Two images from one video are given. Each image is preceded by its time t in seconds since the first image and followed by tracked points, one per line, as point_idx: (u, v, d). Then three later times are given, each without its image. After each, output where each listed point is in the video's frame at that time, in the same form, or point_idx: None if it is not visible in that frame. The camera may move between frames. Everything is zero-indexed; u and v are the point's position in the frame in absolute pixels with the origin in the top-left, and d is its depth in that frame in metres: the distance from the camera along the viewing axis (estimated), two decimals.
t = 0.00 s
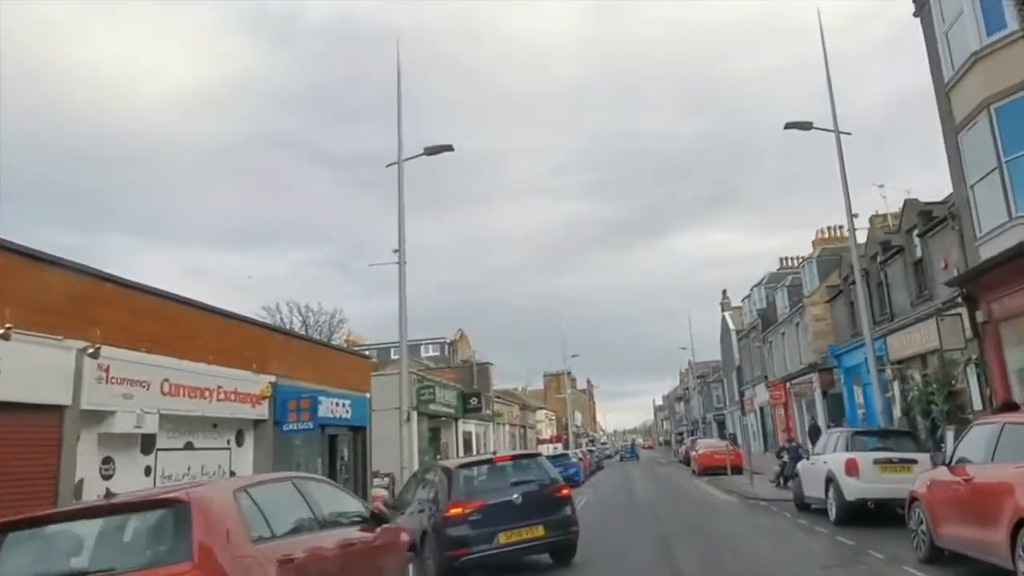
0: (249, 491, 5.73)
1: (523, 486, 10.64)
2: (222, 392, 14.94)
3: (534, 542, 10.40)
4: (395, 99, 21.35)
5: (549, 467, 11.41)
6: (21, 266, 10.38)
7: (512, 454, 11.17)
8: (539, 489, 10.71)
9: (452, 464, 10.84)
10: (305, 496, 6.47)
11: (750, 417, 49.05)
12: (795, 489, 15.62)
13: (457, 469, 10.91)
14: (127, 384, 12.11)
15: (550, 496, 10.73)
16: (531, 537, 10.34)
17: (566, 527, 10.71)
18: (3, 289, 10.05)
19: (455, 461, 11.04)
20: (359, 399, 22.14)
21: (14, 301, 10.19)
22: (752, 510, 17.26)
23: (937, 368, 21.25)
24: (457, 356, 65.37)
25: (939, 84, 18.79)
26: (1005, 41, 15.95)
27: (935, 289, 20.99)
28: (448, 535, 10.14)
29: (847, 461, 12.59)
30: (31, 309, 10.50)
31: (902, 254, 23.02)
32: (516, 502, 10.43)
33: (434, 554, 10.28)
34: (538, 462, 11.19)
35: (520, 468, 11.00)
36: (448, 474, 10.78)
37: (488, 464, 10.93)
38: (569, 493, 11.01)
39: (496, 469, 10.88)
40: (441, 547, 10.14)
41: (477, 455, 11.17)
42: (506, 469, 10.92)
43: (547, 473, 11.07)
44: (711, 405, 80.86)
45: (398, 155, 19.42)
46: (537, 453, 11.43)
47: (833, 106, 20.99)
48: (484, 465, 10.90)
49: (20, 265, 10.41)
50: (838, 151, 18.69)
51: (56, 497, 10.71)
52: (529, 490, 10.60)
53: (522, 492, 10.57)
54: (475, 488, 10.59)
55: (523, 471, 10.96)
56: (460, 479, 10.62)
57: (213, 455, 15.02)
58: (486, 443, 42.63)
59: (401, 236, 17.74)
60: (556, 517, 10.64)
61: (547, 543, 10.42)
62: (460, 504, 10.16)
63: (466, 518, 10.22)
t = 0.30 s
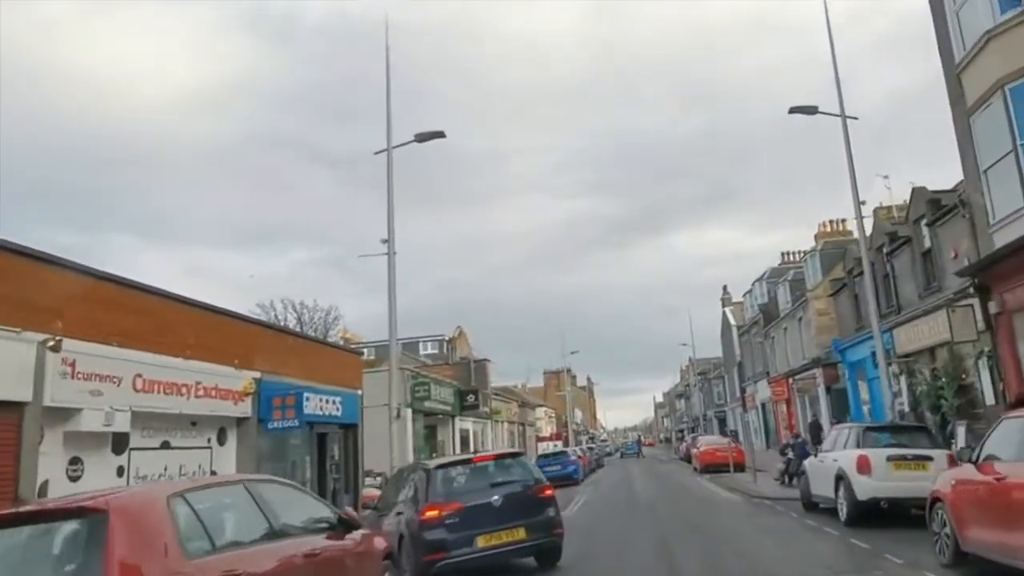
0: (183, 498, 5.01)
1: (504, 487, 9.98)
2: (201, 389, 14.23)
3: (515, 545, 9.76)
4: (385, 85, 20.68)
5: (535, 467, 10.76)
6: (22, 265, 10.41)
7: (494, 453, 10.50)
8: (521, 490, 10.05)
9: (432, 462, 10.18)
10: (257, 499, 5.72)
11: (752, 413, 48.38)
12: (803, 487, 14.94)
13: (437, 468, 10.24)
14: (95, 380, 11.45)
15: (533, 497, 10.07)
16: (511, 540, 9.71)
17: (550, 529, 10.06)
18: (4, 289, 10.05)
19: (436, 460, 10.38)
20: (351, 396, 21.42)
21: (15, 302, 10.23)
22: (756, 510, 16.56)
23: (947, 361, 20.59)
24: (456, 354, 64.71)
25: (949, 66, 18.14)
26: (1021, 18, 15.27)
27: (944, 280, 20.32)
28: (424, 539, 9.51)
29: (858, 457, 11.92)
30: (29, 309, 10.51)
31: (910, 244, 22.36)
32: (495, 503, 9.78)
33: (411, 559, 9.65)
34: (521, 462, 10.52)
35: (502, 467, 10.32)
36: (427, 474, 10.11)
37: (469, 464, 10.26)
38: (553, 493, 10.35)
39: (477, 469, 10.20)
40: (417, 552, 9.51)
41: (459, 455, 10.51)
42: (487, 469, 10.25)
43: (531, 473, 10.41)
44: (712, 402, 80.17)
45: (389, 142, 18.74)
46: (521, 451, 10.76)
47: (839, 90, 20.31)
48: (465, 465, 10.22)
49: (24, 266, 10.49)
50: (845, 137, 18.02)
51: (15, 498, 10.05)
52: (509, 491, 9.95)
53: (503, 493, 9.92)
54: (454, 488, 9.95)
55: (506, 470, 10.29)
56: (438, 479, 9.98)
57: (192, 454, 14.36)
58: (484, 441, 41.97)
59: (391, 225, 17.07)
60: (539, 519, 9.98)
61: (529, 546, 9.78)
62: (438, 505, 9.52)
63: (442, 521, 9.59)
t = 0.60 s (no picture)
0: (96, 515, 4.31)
1: (486, 488, 9.44)
2: (183, 385, 13.67)
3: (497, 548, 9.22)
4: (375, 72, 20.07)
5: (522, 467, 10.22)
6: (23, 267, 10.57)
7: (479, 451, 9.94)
8: (505, 490, 9.49)
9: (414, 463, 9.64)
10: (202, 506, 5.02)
11: (753, 410, 47.79)
12: (809, 485, 14.36)
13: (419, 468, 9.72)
14: (65, 375, 10.92)
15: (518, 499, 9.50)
16: (493, 543, 9.18)
17: (536, 530, 9.52)
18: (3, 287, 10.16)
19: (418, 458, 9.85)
20: (344, 392, 20.85)
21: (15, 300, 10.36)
22: (760, 509, 15.97)
23: (956, 355, 20.02)
24: (454, 351, 64.13)
25: (958, 49, 17.54)
26: None
27: (953, 271, 19.75)
28: (403, 543, 9.01)
29: (869, 455, 11.35)
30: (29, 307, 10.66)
31: (916, 235, 21.77)
32: (477, 505, 9.24)
33: (390, 563, 9.15)
34: (507, 460, 9.96)
35: (486, 466, 9.76)
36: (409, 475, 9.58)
37: (452, 463, 9.70)
38: (539, 493, 9.80)
39: (460, 468, 9.65)
40: (396, 555, 9.02)
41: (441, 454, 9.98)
42: (471, 468, 9.70)
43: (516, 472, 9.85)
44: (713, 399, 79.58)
45: (379, 130, 18.14)
46: (506, 449, 10.19)
47: (843, 75, 19.70)
48: (446, 464, 9.67)
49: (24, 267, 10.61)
50: (851, 122, 17.43)
51: None
52: (491, 491, 9.40)
53: (485, 493, 9.36)
54: (437, 488, 9.42)
55: (491, 469, 9.73)
56: (417, 480, 9.46)
57: (173, 453, 13.82)
58: (483, 438, 41.40)
59: (381, 216, 16.50)
60: (523, 521, 9.42)
61: (512, 549, 9.24)
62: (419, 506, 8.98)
63: (422, 523, 9.07)
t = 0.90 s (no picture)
0: None
1: (467, 490, 8.87)
2: (160, 381, 13.09)
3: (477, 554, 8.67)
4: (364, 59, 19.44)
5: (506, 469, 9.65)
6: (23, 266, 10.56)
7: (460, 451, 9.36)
8: (486, 492, 8.93)
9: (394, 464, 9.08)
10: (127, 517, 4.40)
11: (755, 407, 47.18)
12: (816, 485, 13.76)
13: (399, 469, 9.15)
14: (31, 372, 10.38)
15: (501, 502, 8.93)
16: (472, 549, 8.62)
17: (518, 534, 8.96)
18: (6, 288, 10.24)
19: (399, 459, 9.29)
20: (335, 390, 20.24)
21: (18, 302, 10.40)
22: (765, 510, 15.36)
23: (965, 350, 19.42)
24: (453, 349, 63.53)
25: (967, 33, 16.93)
26: None
27: (963, 264, 19.16)
28: (378, 547, 8.45)
29: (881, 454, 10.76)
30: (29, 308, 10.69)
31: (923, 228, 21.16)
32: (457, 508, 8.68)
33: (365, 568, 8.60)
34: (490, 461, 9.39)
35: (468, 466, 9.19)
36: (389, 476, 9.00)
37: (432, 463, 9.13)
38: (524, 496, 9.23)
39: (440, 469, 9.07)
40: (371, 561, 8.47)
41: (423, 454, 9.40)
42: (452, 468, 9.13)
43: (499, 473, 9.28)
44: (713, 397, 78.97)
45: (369, 119, 17.53)
46: (489, 450, 9.60)
47: (849, 60, 19.06)
48: (426, 464, 9.09)
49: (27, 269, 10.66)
50: (857, 108, 16.81)
51: None
52: (472, 494, 8.82)
53: (464, 496, 8.80)
54: (415, 489, 8.85)
55: (473, 469, 9.15)
56: (396, 481, 8.89)
57: (151, 454, 13.25)
58: (480, 437, 40.78)
59: (370, 207, 15.91)
60: (505, 525, 8.86)
61: (492, 555, 8.69)
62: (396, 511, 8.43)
63: (399, 527, 8.51)
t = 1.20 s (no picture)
0: None
1: (446, 494, 8.44)
2: (137, 380, 12.56)
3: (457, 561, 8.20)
4: (355, 48, 18.88)
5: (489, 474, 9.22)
6: (24, 267, 10.68)
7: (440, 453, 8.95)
8: (467, 495, 8.47)
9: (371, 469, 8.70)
10: (43, 534, 3.86)
11: (756, 407, 46.61)
12: (824, 487, 13.19)
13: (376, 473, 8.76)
14: None
15: (482, 505, 8.46)
16: (452, 555, 8.17)
17: (502, 539, 8.49)
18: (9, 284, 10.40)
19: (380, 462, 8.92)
20: (325, 389, 19.69)
21: (17, 302, 10.49)
22: (771, 514, 14.77)
23: (975, 347, 18.84)
24: (452, 349, 62.95)
25: (977, 19, 16.38)
26: None
27: (973, 258, 18.60)
28: (354, 555, 8.04)
29: (895, 455, 10.18)
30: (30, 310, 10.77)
31: (930, 221, 20.61)
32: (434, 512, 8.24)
33: None
34: (473, 462, 8.96)
35: (448, 470, 8.79)
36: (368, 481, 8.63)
37: (411, 467, 8.75)
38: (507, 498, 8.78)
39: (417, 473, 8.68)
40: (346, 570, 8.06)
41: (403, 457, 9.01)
42: (430, 472, 8.75)
43: (481, 475, 8.84)
44: (714, 397, 78.42)
45: (358, 109, 16.98)
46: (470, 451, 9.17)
47: (855, 49, 18.51)
48: (403, 469, 8.71)
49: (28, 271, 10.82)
50: (864, 96, 16.26)
51: None
52: (450, 498, 8.40)
53: (443, 500, 8.37)
54: (391, 495, 8.45)
55: (453, 472, 8.74)
56: (372, 486, 8.53)
57: (128, 456, 12.72)
58: (478, 438, 40.18)
59: (359, 199, 15.37)
60: (486, 530, 8.40)
61: (473, 561, 8.22)
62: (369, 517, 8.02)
63: (374, 533, 8.10)
